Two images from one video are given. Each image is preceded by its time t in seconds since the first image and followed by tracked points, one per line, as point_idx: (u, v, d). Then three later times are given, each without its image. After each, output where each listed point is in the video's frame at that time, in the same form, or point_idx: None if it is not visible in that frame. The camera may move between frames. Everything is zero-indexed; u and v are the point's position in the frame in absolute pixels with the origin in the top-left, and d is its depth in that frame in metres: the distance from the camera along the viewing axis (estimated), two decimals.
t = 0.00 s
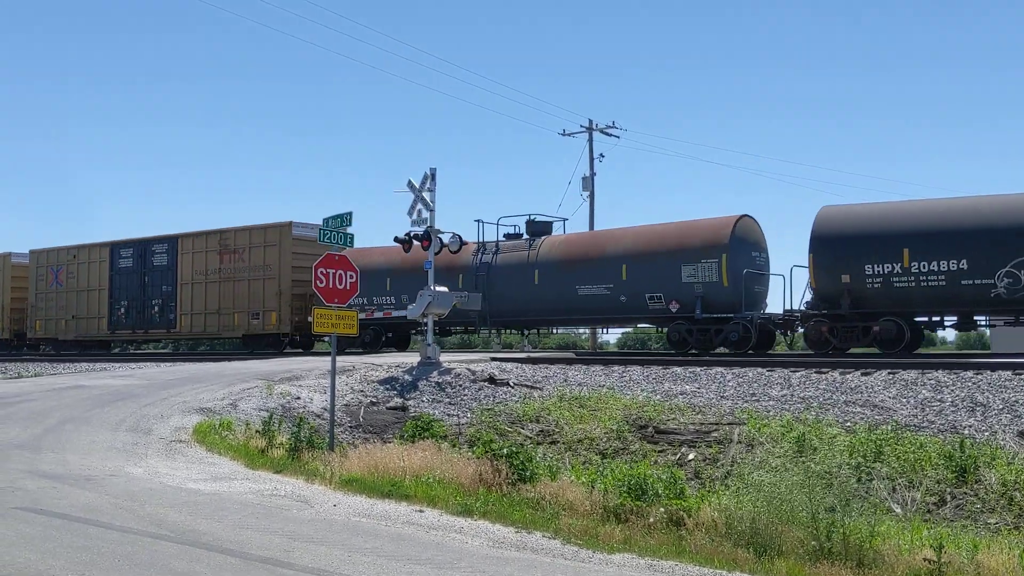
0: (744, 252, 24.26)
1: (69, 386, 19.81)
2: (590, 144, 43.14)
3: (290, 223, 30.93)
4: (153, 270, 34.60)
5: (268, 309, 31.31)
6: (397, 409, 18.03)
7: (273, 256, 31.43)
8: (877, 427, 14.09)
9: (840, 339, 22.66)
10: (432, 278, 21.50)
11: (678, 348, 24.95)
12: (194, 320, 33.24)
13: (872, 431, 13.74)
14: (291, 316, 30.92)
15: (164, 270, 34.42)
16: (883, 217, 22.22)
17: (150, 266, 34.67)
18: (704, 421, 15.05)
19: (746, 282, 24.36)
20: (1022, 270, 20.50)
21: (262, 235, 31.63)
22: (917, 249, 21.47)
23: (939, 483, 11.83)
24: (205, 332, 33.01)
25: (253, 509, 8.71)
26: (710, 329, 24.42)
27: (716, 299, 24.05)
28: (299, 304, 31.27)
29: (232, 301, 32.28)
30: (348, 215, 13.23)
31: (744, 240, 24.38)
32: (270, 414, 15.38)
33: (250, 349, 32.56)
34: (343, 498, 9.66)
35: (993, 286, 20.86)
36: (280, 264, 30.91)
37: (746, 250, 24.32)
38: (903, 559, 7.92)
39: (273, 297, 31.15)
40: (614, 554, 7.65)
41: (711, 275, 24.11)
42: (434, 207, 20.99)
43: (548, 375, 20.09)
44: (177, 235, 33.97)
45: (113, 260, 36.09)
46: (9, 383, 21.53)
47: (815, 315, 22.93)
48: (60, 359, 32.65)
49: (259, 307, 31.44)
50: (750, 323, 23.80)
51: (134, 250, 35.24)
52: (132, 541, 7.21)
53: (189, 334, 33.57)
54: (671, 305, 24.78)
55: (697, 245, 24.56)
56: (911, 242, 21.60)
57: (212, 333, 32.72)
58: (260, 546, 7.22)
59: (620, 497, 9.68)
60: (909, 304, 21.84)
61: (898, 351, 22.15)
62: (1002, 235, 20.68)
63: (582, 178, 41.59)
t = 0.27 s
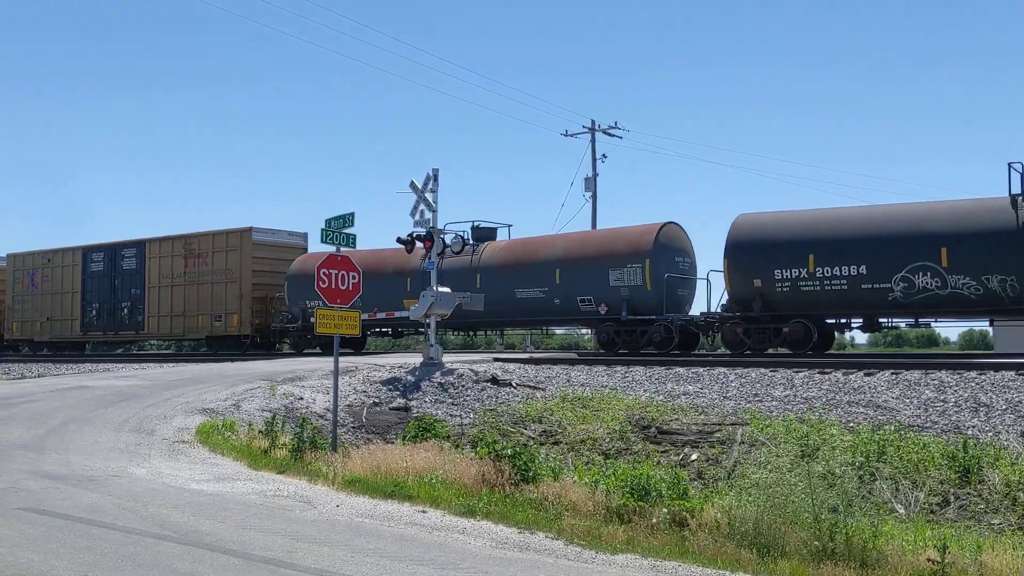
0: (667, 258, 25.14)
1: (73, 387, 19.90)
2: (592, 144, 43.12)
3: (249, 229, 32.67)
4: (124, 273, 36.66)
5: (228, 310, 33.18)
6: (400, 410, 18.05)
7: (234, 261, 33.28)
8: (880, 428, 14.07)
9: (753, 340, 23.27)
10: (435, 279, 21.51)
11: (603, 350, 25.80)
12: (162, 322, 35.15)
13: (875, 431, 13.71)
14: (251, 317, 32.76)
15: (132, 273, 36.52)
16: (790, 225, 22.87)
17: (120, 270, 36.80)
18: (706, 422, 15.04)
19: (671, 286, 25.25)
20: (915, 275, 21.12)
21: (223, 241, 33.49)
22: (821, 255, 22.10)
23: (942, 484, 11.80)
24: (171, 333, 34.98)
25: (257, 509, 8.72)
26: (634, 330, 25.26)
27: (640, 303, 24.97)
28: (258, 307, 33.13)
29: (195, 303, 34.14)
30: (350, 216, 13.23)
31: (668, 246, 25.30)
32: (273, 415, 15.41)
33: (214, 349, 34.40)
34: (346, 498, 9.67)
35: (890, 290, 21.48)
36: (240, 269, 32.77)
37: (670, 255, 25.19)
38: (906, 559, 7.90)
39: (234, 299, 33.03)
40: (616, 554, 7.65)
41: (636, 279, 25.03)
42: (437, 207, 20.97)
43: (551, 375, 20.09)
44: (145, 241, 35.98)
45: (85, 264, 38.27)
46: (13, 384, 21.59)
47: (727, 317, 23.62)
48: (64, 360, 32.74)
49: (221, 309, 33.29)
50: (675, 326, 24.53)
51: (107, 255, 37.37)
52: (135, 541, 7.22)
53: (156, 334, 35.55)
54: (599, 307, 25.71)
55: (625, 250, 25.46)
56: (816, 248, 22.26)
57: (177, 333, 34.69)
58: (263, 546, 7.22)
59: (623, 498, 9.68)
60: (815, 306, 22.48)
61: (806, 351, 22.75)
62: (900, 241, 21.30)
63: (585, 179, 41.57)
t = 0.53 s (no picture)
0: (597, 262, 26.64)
1: (75, 388, 19.94)
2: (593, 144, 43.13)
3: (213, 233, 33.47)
4: (95, 276, 37.44)
5: (192, 312, 33.93)
6: (402, 410, 18.06)
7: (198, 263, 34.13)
8: (882, 428, 14.06)
9: (674, 342, 23.72)
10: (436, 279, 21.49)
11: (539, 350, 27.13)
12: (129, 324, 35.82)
13: (877, 432, 13.70)
14: (213, 319, 33.59)
15: (103, 276, 37.18)
16: (701, 232, 23.22)
17: (92, 273, 37.49)
18: (708, 422, 15.04)
19: (599, 290, 26.68)
20: (820, 279, 21.59)
21: (188, 245, 34.31)
22: (731, 259, 22.46)
23: (944, 484, 11.79)
24: (138, 334, 35.62)
25: (259, 510, 8.74)
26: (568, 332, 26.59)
27: (573, 306, 26.26)
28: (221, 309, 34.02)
29: (162, 305, 34.83)
30: (352, 216, 13.23)
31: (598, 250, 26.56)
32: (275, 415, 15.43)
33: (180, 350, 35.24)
34: (348, 499, 9.68)
35: (797, 293, 21.95)
36: (204, 271, 33.61)
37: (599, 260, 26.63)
38: (909, 560, 7.89)
39: (197, 301, 33.83)
40: (618, 555, 7.66)
41: (567, 283, 26.30)
42: (439, 208, 20.98)
43: (552, 375, 20.11)
44: (115, 245, 36.68)
45: (59, 267, 38.82)
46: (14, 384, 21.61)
47: (649, 318, 23.93)
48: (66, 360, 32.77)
49: (185, 311, 34.07)
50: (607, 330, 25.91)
51: (79, 258, 38.01)
52: (137, 542, 7.23)
53: (123, 336, 36.17)
54: (535, 309, 26.90)
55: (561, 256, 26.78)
56: (726, 253, 22.63)
57: (144, 335, 35.39)
58: (265, 547, 7.23)
59: (625, 498, 9.68)
60: (730, 309, 22.87)
61: (722, 351, 23.25)
62: (806, 247, 21.73)
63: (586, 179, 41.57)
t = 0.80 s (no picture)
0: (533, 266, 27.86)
1: (76, 388, 19.95)
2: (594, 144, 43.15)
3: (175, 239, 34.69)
4: (66, 279, 38.67)
5: (156, 314, 35.20)
6: (402, 410, 18.07)
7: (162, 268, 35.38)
8: (882, 428, 14.05)
9: (602, 341, 25.11)
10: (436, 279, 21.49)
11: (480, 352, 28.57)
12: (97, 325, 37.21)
13: (877, 432, 13.70)
14: (177, 321, 34.88)
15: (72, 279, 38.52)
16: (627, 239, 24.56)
17: (61, 276, 38.84)
18: (709, 422, 15.05)
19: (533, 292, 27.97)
20: (731, 283, 22.71)
21: (152, 249, 35.56)
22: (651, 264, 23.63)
23: (945, 484, 11.79)
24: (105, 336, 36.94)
25: (260, 509, 8.74)
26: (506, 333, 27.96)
27: (509, 308, 27.52)
28: (182, 312, 35.24)
29: (128, 308, 36.11)
30: (352, 216, 13.24)
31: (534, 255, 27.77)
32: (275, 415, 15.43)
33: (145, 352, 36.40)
34: (349, 498, 9.68)
35: (709, 296, 23.09)
36: (167, 275, 34.84)
37: (535, 264, 27.95)
38: (910, 560, 7.89)
39: (160, 304, 35.10)
40: (619, 555, 7.66)
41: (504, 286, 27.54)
42: (439, 208, 20.98)
43: (552, 375, 20.12)
44: (83, 249, 38.02)
45: (32, 270, 40.26)
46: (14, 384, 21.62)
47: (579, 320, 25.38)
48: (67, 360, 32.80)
49: (149, 314, 35.31)
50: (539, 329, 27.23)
51: (49, 261, 39.34)
52: (138, 542, 7.23)
53: (91, 337, 37.51)
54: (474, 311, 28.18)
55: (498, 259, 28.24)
56: (647, 259, 23.84)
57: (110, 336, 36.71)
58: (266, 546, 7.23)
59: (625, 498, 9.68)
60: (652, 312, 24.06)
61: (646, 349, 24.46)
62: (717, 253, 22.90)
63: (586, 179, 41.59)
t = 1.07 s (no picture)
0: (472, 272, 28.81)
1: (77, 387, 20.01)
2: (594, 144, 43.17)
3: (137, 243, 37.28)
4: (36, 281, 41.67)
5: (120, 314, 37.82)
6: (403, 410, 18.08)
7: (127, 270, 38.07)
8: (883, 428, 14.05)
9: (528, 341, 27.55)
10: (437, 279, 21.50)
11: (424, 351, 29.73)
12: (66, 325, 39.79)
13: (878, 432, 13.70)
14: (139, 321, 37.41)
15: (43, 281, 41.45)
16: (555, 245, 27.05)
17: (34, 279, 41.77)
18: (709, 422, 15.05)
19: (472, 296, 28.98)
20: (643, 286, 25.17)
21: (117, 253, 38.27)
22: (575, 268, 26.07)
23: (945, 484, 11.80)
24: (74, 335, 39.65)
25: (260, 509, 8.76)
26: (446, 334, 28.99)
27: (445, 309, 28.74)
28: (145, 313, 37.70)
29: (95, 309, 38.77)
30: (353, 216, 13.24)
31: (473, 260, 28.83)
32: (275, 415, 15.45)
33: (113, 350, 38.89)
34: (350, 498, 9.71)
35: (625, 297, 25.56)
36: (130, 278, 37.45)
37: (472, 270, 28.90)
38: (910, 560, 7.90)
39: (123, 305, 37.72)
40: (620, 555, 7.67)
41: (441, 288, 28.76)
42: (439, 208, 20.99)
43: (553, 375, 20.13)
44: (54, 253, 40.93)
45: (8, 273, 43.37)
46: (15, 384, 21.67)
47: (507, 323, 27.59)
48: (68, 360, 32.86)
49: (113, 314, 38.01)
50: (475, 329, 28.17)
51: (23, 265, 42.33)
52: (139, 542, 7.24)
53: (62, 336, 40.28)
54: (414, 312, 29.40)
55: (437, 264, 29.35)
56: (573, 263, 26.32)
57: (79, 335, 39.40)
58: (266, 546, 7.24)
59: (626, 498, 9.68)
60: (574, 313, 26.54)
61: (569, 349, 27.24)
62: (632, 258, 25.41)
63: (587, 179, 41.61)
